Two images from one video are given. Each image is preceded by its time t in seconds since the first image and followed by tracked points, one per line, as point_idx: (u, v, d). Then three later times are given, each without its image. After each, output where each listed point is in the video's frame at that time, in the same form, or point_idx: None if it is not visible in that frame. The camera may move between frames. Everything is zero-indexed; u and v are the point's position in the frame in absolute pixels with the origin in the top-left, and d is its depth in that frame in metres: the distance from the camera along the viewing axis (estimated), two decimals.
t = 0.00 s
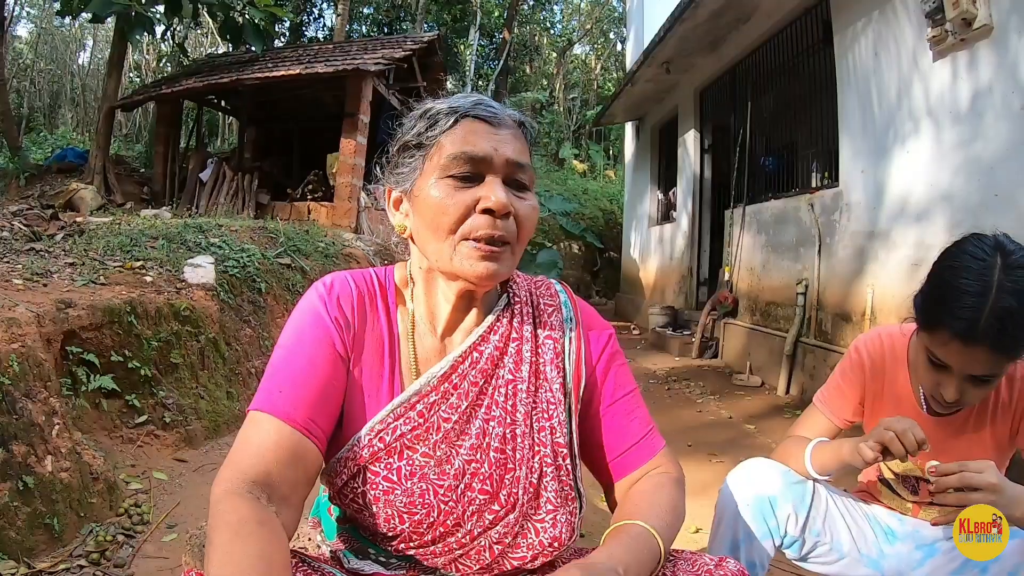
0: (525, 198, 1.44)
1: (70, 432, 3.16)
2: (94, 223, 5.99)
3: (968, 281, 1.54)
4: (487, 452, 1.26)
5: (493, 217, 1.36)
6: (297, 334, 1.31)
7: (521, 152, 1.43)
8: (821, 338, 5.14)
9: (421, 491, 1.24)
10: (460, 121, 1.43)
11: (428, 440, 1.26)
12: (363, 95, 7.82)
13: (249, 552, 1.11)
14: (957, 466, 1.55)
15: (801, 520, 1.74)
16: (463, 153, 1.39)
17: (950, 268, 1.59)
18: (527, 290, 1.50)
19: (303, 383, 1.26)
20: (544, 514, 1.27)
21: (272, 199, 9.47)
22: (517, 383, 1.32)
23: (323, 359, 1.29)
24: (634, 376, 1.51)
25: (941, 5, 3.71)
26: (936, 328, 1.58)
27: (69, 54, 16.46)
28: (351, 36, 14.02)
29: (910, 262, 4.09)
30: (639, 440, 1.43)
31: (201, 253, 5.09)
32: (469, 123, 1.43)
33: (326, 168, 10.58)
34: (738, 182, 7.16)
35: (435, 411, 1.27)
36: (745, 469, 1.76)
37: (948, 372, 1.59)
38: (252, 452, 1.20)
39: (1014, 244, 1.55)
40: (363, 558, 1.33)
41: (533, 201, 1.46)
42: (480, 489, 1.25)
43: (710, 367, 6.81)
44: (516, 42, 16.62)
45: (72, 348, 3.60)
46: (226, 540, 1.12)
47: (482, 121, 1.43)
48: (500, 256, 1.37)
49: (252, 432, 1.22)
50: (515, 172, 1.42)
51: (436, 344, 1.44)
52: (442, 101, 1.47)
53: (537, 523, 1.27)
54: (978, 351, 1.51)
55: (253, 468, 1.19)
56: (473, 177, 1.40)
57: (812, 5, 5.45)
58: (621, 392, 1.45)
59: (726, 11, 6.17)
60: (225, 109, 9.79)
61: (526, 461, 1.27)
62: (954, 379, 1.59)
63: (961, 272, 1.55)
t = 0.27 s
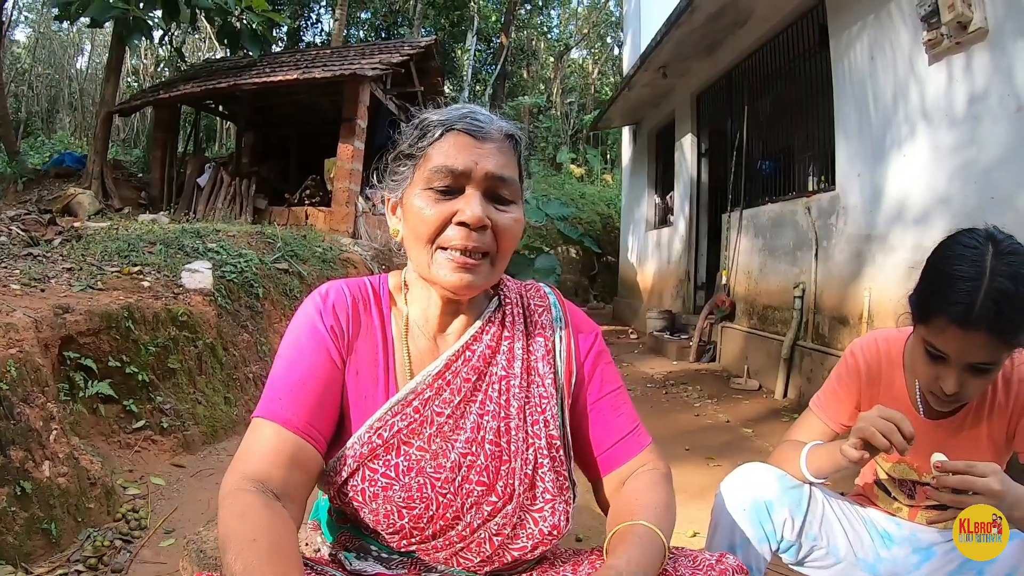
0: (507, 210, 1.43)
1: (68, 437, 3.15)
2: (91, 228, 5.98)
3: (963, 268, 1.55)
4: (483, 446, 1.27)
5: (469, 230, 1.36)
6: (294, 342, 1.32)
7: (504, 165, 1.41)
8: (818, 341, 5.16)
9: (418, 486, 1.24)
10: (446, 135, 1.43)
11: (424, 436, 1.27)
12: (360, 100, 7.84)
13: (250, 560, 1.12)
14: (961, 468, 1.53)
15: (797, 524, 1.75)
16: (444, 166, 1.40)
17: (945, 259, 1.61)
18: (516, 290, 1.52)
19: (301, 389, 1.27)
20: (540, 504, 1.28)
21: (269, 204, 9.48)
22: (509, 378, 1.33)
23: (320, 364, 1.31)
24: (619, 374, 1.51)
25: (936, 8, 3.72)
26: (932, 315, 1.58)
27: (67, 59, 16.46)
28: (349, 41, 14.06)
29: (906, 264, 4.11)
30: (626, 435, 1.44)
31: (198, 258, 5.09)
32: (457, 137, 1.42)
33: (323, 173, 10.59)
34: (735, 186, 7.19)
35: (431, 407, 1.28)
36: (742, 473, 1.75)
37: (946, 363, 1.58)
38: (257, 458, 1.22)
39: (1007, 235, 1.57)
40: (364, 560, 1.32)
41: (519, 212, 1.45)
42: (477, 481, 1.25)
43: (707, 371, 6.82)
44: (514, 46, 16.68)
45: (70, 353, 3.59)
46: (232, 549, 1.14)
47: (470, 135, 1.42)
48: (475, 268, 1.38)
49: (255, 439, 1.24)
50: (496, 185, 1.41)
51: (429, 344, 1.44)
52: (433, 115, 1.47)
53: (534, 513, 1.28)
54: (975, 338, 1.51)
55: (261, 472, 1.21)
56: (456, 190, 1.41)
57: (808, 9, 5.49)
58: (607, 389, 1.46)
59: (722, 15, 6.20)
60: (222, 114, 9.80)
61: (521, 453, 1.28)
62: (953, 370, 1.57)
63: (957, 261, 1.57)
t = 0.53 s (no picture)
0: (497, 216, 1.41)
1: (65, 441, 3.15)
2: (89, 231, 5.97)
3: (957, 267, 1.56)
4: (479, 446, 1.27)
5: (455, 237, 1.37)
6: (293, 344, 1.32)
7: (490, 172, 1.40)
8: (815, 343, 5.17)
9: (414, 485, 1.25)
10: (435, 142, 1.43)
11: (421, 436, 1.27)
12: (358, 103, 7.85)
13: (251, 549, 1.13)
14: (959, 468, 1.53)
15: (796, 527, 1.75)
16: (431, 174, 1.40)
17: (939, 259, 1.61)
18: (517, 294, 1.52)
19: (301, 390, 1.27)
20: (535, 506, 1.27)
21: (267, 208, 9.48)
22: (506, 380, 1.34)
23: (320, 366, 1.31)
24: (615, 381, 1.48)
25: (932, 10, 3.75)
26: (927, 314, 1.59)
27: (65, 62, 16.45)
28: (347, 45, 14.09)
29: (903, 267, 4.12)
30: (616, 441, 1.41)
31: (196, 262, 5.08)
32: (447, 144, 1.42)
33: (321, 176, 10.61)
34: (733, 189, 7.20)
35: (428, 407, 1.29)
36: (740, 477, 1.76)
37: (941, 362, 1.59)
38: (258, 455, 1.23)
39: (1000, 235, 1.57)
40: (361, 561, 1.32)
41: (510, 216, 1.43)
42: (473, 481, 1.25)
43: (705, 374, 6.82)
44: (511, 50, 16.73)
45: (67, 356, 3.58)
46: (234, 540, 1.15)
47: (459, 142, 1.42)
48: (466, 273, 1.38)
49: (255, 439, 1.25)
50: (484, 190, 1.40)
51: (427, 346, 1.43)
52: (423, 123, 1.48)
53: (530, 515, 1.27)
54: (970, 336, 1.52)
55: (260, 468, 1.22)
56: (444, 197, 1.41)
57: (804, 12, 5.52)
58: (600, 394, 1.43)
59: (719, 19, 6.23)
60: (220, 118, 9.80)
61: (516, 455, 1.28)
62: (948, 369, 1.58)
63: (951, 260, 1.58)
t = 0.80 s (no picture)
0: (499, 216, 1.43)
1: (62, 445, 3.14)
2: (86, 234, 5.96)
3: (955, 267, 1.57)
4: (472, 449, 1.27)
5: (459, 234, 1.38)
6: (293, 346, 1.33)
7: (493, 172, 1.41)
8: (813, 345, 5.19)
9: (406, 487, 1.25)
10: (439, 143, 1.44)
11: (414, 438, 1.28)
12: (355, 106, 7.86)
13: (266, 543, 1.15)
14: (964, 463, 1.51)
15: (795, 529, 1.75)
16: (435, 172, 1.41)
17: (937, 260, 1.62)
18: (515, 296, 1.53)
19: (301, 392, 1.28)
20: (529, 510, 1.28)
21: (265, 211, 9.47)
22: (501, 383, 1.33)
23: (319, 367, 1.32)
24: (608, 393, 1.47)
25: (929, 12, 3.77)
26: (926, 315, 1.59)
27: (62, 65, 16.43)
28: (344, 48, 14.11)
29: (901, 267, 4.12)
30: (603, 451, 1.40)
31: (193, 264, 5.08)
32: (450, 144, 1.44)
33: (319, 179, 10.61)
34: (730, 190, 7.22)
35: (422, 408, 1.29)
36: (738, 479, 1.76)
37: (941, 363, 1.59)
38: (258, 456, 1.24)
39: (997, 235, 1.58)
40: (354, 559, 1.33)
41: (511, 217, 1.45)
42: (466, 484, 1.25)
43: (703, 375, 6.84)
44: (508, 52, 16.75)
45: (64, 359, 3.57)
46: (245, 534, 1.16)
47: (462, 142, 1.43)
48: (467, 272, 1.39)
49: (255, 441, 1.26)
50: (488, 190, 1.42)
51: (424, 347, 1.44)
52: (426, 125, 1.49)
53: (523, 520, 1.28)
54: (969, 336, 1.52)
55: (259, 468, 1.23)
56: (448, 195, 1.42)
57: (802, 14, 5.53)
58: (588, 403, 1.43)
59: (716, 21, 6.25)
60: (218, 120, 9.80)
61: (510, 458, 1.27)
62: (948, 370, 1.58)
63: (948, 261, 1.58)
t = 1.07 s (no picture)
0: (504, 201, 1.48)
1: (61, 447, 3.13)
2: (85, 236, 5.95)
3: (954, 264, 1.57)
4: (473, 464, 1.26)
5: (475, 212, 1.40)
6: (285, 357, 1.30)
7: (499, 159, 1.48)
8: (812, 344, 5.20)
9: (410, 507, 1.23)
10: (443, 131, 1.49)
11: (415, 453, 1.26)
12: (354, 108, 7.86)
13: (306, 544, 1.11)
14: (964, 466, 1.52)
15: (795, 530, 1.75)
16: (446, 154, 1.44)
17: (937, 257, 1.62)
18: (511, 296, 1.52)
19: (300, 411, 1.25)
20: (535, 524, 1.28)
21: (263, 213, 9.47)
22: (501, 392, 1.32)
23: (316, 379, 1.29)
24: (613, 390, 1.48)
25: (926, 11, 3.78)
26: (926, 312, 1.59)
27: (60, 67, 16.42)
28: (342, 49, 14.12)
29: (900, 267, 4.12)
30: (614, 450, 1.42)
31: (192, 266, 5.08)
32: (452, 131, 1.49)
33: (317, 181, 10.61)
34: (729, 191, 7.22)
35: (423, 422, 1.27)
36: (738, 479, 1.76)
37: (940, 362, 1.58)
38: (268, 484, 1.21)
39: (996, 233, 1.59)
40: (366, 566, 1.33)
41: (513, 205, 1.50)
42: (468, 501, 1.25)
43: (702, 376, 6.84)
44: (506, 54, 16.75)
45: (62, 362, 3.57)
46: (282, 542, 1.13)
47: (464, 129, 1.49)
48: (481, 254, 1.40)
49: (258, 466, 1.23)
50: (494, 176, 1.47)
51: (424, 355, 1.45)
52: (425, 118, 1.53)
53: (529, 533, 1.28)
54: (969, 333, 1.51)
55: (274, 496, 1.20)
56: (457, 179, 1.44)
57: (800, 14, 5.54)
58: (593, 404, 1.44)
59: (714, 22, 6.26)
60: (216, 123, 9.80)
61: (513, 471, 1.26)
62: (948, 369, 1.57)
63: (948, 258, 1.59)
